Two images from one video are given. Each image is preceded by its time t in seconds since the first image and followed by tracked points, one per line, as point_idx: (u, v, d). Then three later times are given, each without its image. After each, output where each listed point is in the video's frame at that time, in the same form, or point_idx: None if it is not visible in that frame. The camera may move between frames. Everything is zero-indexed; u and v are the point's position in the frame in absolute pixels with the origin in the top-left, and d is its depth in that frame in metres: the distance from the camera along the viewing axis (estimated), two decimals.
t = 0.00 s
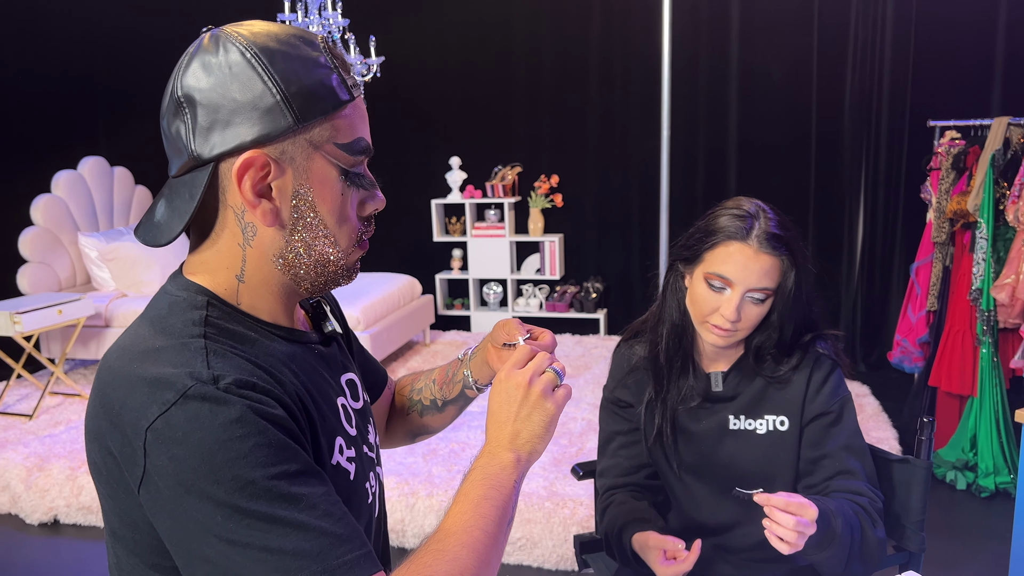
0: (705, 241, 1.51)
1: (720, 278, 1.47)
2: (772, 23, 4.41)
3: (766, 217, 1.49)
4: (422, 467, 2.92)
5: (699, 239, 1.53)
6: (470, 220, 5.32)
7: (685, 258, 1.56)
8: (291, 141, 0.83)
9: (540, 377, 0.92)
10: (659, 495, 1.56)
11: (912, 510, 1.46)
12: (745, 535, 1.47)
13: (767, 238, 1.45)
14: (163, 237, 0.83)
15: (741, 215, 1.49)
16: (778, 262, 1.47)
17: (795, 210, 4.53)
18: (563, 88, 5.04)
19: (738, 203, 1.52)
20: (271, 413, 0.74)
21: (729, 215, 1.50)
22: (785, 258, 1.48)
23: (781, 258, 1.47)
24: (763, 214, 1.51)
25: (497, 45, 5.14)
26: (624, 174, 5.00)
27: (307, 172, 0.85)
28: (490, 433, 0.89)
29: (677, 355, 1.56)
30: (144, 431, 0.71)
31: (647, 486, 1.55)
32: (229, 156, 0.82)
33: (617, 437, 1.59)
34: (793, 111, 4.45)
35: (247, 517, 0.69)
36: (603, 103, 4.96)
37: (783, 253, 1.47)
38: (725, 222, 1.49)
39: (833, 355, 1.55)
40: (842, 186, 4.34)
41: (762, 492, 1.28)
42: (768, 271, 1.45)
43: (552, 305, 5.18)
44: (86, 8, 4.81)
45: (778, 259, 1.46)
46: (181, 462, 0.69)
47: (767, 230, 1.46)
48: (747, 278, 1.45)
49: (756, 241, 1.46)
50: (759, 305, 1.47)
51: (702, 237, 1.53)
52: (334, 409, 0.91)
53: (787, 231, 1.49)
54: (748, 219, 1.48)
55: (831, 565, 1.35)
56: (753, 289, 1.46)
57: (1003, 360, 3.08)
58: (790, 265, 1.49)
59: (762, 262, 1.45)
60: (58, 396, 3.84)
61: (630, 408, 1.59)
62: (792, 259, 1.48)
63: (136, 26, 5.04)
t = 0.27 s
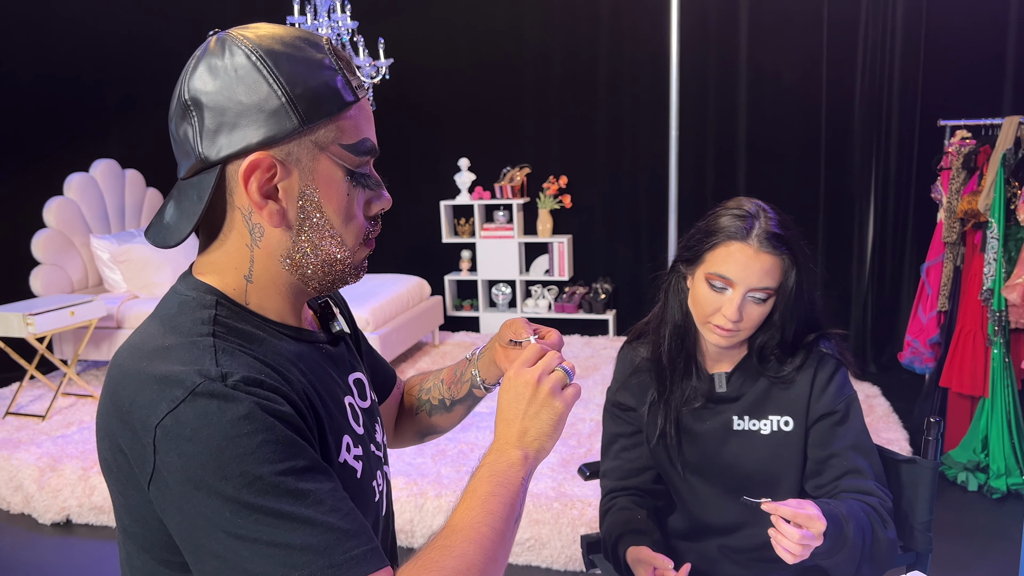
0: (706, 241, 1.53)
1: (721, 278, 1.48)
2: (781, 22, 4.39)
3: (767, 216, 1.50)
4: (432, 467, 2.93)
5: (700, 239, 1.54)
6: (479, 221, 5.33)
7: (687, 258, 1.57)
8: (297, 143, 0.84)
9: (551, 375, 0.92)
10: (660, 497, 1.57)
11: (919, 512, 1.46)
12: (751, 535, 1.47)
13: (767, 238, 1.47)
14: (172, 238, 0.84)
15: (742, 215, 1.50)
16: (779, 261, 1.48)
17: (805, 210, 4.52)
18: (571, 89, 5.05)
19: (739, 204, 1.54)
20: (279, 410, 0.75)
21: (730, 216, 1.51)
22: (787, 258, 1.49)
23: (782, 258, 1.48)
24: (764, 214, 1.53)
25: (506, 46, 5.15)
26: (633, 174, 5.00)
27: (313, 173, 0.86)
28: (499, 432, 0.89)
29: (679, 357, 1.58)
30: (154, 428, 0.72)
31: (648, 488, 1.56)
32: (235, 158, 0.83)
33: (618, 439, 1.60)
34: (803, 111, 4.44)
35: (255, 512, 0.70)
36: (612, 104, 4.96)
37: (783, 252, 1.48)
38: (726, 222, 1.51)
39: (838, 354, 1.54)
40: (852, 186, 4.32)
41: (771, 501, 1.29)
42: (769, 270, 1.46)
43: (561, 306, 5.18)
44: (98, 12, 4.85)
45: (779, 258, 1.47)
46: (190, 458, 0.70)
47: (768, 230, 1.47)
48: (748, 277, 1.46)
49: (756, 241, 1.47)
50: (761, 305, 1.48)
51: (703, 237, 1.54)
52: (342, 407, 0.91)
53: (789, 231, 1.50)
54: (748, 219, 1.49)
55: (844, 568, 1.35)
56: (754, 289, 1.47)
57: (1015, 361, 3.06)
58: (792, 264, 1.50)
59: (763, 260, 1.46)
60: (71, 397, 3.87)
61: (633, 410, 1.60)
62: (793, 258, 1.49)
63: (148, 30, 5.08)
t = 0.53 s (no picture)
0: (707, 240, 1.53)
1: (723, 276, 1.49)
2: (790, 20, 4.37)
3: (768, 214, 1.51)
4: (440, 467, 2.93)
5: (702, 238, 1.55)
6: (487, 221, 5.34)
7: (688, 257, 1.58)
8: (299, 143, 0.85)
9: (555, 372, 0.93)
10: (664, 498, 1.56)
11: (925, 511, 1.45)
12: (758, 534, 1.47)
13: (768, 235, 1.47)
14: (177, 239, 0.85)
15: (743, 213, 1.51)
16: (780, 258, 1.48)
17: (814, 209, 4.50)
18: (579, 89, 5.04)
19: (740, 202, 1.54)
20: (283, 407, 0.76)
21: (731, 214, 1.52)
22: (788, 255, 1.49)
23: (783, 255, 1.49)
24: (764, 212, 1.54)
25: (513, 46, 5.15)
26: (641, 174, 4.99)
27: (316, 173, 0.87)
28: (503, 428, 0.90)
29: (682, 356, 1.58)
30: (160, 425, 0.73)
31: (652, 489, 1.55)
32: (238, 159, 0.84)
33: (621, 439, 1.60)
34: (811, 109, 4.42)
35: (261, 508, 0.70)
36: (620, 104, 4.95)
37: (785, 250, 1.49)
38: (727, 220, 1.52)
39: (841, 352, 1.54)
40: (862, 184, 4.30)
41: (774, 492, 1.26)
42: (770, 268, 1.47)
43: (570, 305, 5.18)
44: (109, 15, 4.89)
45: (780, 256, 1.48)
46: (196, 455, 0.71)
47: (768, 227, 1.48)
48: (749, 275, 1.47)
49: (757, 239, 1.48)
50: (762, 302, 1.48)
51: (704, 235, 1.55)
52: (346, 405, 0.92)
53: (789, 228, 1.51)
54: (749, 217, 1.50)
55: (856, 564, 1.32)
56: (756, 287, 1.47)
57: None
58: (794, 262, 1.50)
59: (764, 258, 1.47)
60: (82, 397, 3.91)
61: (635, 411, 1.60)
62: (794, 256, 1.50)
63: (157, 33, 5.12)
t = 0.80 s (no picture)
0: (705, 236, 1.54)
1: (720, 273, 1.49)
2: (794, 19, 4.36)
3: (766, 211, 1.52)
4: (443, 467, 2.94)
5: (699, 235, 1.55)
6: (491, 221, 5.34)
7: (685, 255, 1.58)
8: (299, 144, 0.85)
9: (551, 369, 0.93)
10: (663, 498, 1.56)
11: (925, 510, 1.43)
12: (757, 533, 1.47)
13: (765, 232, 1.48)
14: (177, 239, 0.85)
15: (741, 210, 1.52)
16: (777, 255, 1.49)
17: (818, 208, 4.49)
18: (583, 88, 5.04)
19: (738, 199, 1.55)
20: (281, 406, 0.76)
21: (729, 211, 1.53)
22: (785, 252, 1.50)
23: (780, 252, 1.49)
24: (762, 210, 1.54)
25: (517, 46, 5.15)
26: (645, 173, 4.98)
27: (316, 175, 0.87)
28: (501, 425, 0.90)
29: (680, 355, 1.59)
30: (159, 424, 0.73)
31: (651, 489, 1.55)
32: (239, 160, 0.84)
33: (620, 439, 1.60)
34: (816, 108, 4.41)
35: (259, 505, 0.70)
36: (623, 103, 4.95)
37: (782, 246, 1.49)
38: (725, 217, 1.52)
39: (841, 352, 1.54)
40: (866, 184, 4.29)
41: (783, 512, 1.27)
42: (767, 264, 1.48)
43: (574, 305, 5.18)
44: (114, 18, 4.91)
45: (777, 252, 1.48)
46: (194, 452, 0.71)
47: (766, 224, 1.49)
48: (746, 271, 1.47)
49: (754, 235, 1.49)
50: (760, 299, 1.49)
51: (702, 232, 1.56)
52: (345, 404, 0.92)
53: (787, 226, 1.51)
54: (746, 214, 1.51)
55: (871, 573, 1.32)
56: (753, 283, 1.48)
57: None
58: (791, 259, 1.51)
59: (761, 254, 1.48)
60: (88, 398, 3.92)
61: (634, 410, 1.60)
62: (792, 253, 1.51)
63: (162, 34, 5.14)
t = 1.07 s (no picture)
0: (702, 232, 1.55)
1: (716, 268, 1.50)
2: (793, 18, 4.36)
3: (764, 208, 1.52)
4: (442, 466, 2.94)
5: (698, 231, 1.56)
6: (490, 220, 5.33)
7: (683, 250, 1.59)
8: (290, 142, 0.85)
9: (543, 366, 0.93)
10: (659, 498, 1.58)
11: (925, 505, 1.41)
12: (755, 533, 1.47)
13: (762, 228, 1.48)
14: (170, 235, 0.86)
15: (739, 206, 1.52)
16: (774, 252, 1.49)
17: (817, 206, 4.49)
18: (582, 87, 5.04)
19: (738, 196, 1.55)
20: (276, 404, 0.76)
21: (728, 207, 1.53)
22: (783, 249, 1.49)
23: (777, 249, 1.49)
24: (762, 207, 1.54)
25: (515, 45, 5.15)
26: (645, 172, 4.98)
27: (307, 172, 0.87)
28: (495, 423, 0.90)
29: (677, 353, 1.59)
30: (154, 422, 0.73)
31: (648, 488, 1.57)
32: (231, 157, 0.84)
33: (617, 437, 1.60)
34: (815, 106, 4.41)
35: (253, 503, 0.70)
36: (622, 102, 4.95)
37: (779, 243, 1.49)
38: (724, 212, 1.53)
39: (841, 354, 1.53)
40: (866, 182, 4.29)
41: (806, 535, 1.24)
42: (763, 261, 1.48)
43: (573, 304, 5.18)
44: (112, 18, 4.91)
45: (774, 249, 1.48)
46: (189, 450, 0.71)
47: (763, 220, 1.49)
48: (742, 267, 1.48)
49: (751, 231, 1.49)
50: (754, 296, 1.49)
51: (699, 228, 1.56)
52: (340, 402, 0.92)
53: (785, 222, 1.51)
54: (744, 211, 1.51)
55: None
56: (749, 279, 1.48)
57: None
58: (789, 256, 1.50)
59: (758, 250, 1.48)
60: (87, 398, 3.92)
61: (631, 409, 1.60)
62: (790, 251, 1.50)
63: (160, 35, 5.13)
